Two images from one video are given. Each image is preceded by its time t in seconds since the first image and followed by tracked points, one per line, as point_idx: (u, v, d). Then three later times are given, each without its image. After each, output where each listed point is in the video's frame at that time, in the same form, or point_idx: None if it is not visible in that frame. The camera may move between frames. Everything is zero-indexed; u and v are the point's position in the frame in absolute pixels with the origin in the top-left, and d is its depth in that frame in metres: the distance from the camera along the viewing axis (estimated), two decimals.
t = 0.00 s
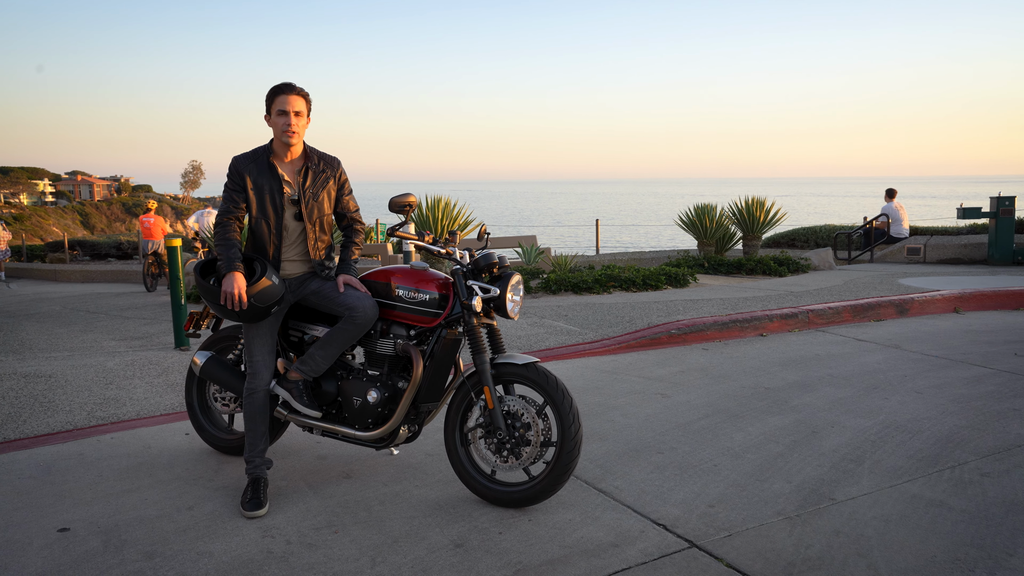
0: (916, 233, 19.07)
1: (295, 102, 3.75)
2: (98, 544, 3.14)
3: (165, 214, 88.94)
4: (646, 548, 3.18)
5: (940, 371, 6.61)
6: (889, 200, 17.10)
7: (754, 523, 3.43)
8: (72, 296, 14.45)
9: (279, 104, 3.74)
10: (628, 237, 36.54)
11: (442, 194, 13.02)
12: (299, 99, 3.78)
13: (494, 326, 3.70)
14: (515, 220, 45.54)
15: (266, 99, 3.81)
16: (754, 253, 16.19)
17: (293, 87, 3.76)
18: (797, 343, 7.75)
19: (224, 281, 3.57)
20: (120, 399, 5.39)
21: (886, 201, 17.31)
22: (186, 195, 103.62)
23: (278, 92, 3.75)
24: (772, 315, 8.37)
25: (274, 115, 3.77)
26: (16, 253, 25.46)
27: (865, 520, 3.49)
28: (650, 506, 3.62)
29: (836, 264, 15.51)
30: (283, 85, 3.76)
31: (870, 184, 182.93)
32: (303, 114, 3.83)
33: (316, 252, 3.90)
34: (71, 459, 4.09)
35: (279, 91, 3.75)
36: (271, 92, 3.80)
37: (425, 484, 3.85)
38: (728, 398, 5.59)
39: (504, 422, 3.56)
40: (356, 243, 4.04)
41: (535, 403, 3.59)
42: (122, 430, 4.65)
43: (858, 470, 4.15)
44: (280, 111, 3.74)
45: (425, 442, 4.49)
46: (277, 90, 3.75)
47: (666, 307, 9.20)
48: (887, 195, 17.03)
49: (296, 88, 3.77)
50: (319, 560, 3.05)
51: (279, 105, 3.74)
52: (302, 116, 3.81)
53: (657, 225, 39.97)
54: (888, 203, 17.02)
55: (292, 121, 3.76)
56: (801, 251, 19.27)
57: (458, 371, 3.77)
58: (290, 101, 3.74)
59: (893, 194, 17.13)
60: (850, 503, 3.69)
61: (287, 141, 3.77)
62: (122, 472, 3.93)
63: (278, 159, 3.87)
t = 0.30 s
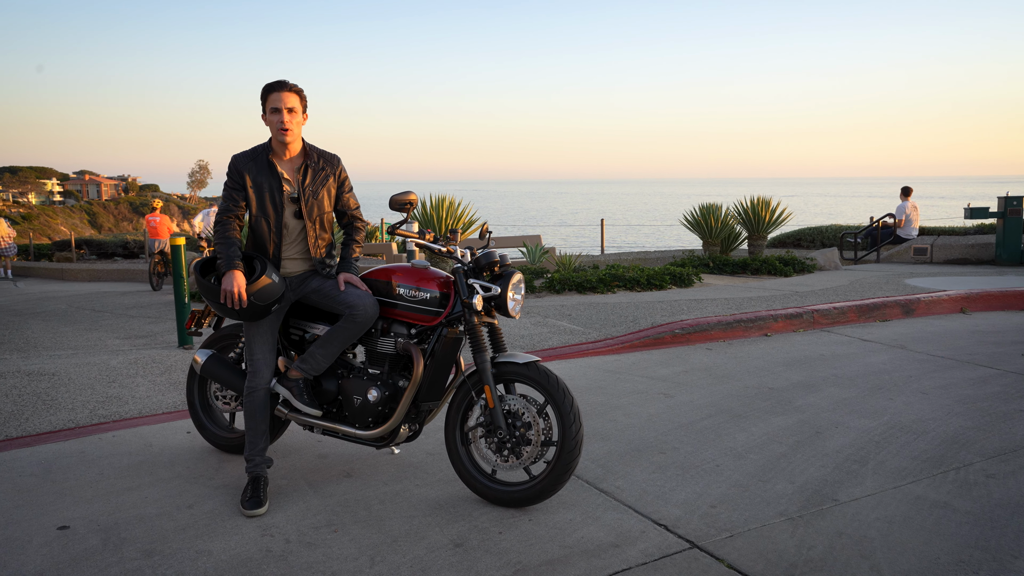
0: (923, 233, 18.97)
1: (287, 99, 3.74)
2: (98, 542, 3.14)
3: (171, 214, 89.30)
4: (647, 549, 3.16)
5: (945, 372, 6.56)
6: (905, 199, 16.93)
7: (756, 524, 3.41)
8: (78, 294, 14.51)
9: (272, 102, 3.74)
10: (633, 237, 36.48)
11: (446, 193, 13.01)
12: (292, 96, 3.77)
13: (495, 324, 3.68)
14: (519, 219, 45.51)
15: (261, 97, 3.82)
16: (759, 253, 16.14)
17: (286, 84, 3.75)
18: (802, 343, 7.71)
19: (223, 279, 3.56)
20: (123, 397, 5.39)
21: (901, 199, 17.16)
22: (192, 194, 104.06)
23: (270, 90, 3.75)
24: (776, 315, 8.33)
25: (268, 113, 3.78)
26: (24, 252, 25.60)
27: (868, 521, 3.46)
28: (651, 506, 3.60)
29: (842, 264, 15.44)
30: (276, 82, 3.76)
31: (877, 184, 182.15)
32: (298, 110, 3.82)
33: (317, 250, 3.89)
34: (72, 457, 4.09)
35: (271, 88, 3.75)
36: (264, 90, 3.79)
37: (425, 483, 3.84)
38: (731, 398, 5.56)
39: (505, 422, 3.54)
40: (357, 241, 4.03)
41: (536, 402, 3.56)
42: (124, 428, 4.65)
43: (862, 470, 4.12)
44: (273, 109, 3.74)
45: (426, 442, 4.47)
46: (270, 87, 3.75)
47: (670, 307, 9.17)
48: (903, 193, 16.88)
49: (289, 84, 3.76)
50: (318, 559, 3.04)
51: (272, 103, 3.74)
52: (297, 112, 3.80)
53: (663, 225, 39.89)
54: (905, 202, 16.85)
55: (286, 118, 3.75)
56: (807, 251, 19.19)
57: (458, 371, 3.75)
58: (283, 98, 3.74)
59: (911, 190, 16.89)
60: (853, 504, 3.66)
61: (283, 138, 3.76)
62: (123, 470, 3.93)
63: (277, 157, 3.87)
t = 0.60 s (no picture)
0: (931, 233, 18.85)
1: (286, 97, 3.73)
2: (99, 540, 3.14)
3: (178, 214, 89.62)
4: (648, 550, 3.14)
5: (952, 373, 6.51)
6: (918, 199, 16.80)
7: (759, 526, 3.38)
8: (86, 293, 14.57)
9: (271, 101, 3.74)
10: (639, 237, 36.39)
11: (452, 193, 13.00)
12: (293, 94, 3.77)
13: (497, 324, 3.67)
14: (525, 219, 45.47)
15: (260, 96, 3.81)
16: (766, 253, 16.07)
17: (286, 82, 3.75)
18: (808, 344, 7.66)
19: (223, 278, 3.57)
20: (127, 396, 5.41)
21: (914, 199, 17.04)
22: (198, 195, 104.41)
23: (270, 89, 3.75)
24: (782, 315, 8.29)
25: (267, 112, 3.77)
26: (33, 251, 25.76)
27: (872, 523, 3.43)
28: (654, 507, 3.58)
29: (849, 265, 15.35)
30: (276, 81, 3.76)
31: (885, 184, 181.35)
32: (298, 109, 3.81)
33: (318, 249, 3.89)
34: (75, 455, 4.10)
35: (271, 87, 3.75)
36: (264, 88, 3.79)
37: (427, 483, 3.83)
38: (736, 399, 5.53)
39: (506, 421, 3.53)
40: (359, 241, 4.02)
41: (538, 402, 3.55)
42: (127, 427, 4.66)
43: (867, 472, 4.09)
44: (273, 108, 3.73)
45: (429, 441, 4.47)
46: (269, 86, 3.75)
47: (675, 306, 9.14)
48: (916, 193, 16.74)
49: (289, 83, 3.76)
50: (318, 558, 3.03)
51: (271, 101, 3.73)
52: (296, 111, 3.80)
53: (669, 225, 39.79)
54: (918, 202, 16.71)
55: (286, 117, 3.75)
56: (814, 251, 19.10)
57: (460, 370, 3.74)
58: (283, 96, 3.73)
59: (921, 190, 16.80)
60: (858, 505, 3.63)
61: (283, 137, 3.76)
62: (126, 469, 3.94)
63: (277, 156, 3.87)
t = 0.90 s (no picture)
0: (941, 233, 18.71)
1: (287, 97, 3.73)
2: (99, 540, 3.15)
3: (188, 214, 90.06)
4: (648, 552, 3.12)
5: (960, 374, 6.46)
6: (928, 199, 16.68)
7: (760, 528, 3.36)
8: (96, 293, 14.65)
9: (273, 100, 3.74)
10: (647, 237, 36.30)
11: (458, 193, 13.01)
12: (295, 93, 3.77)
13: (497, 324, 3.66)
14: (533, 219, 45.42)
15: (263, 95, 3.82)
16: (773, 253, 15.99)
17: (288, 82, 3.75)
18: (814, 344, 7.62)
19: (224, 278, 3.57)
20: (131, 395, 5.43)
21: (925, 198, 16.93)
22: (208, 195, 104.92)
23: (272, 88, 3.75)
24: (788, 316, 8.23)
25: (269, 111, 3.78)
26: (44, 250, 25.95)
27: (875, 526, 3.40)
28: (654, 509, 3.56)
29: (858, 265, 15.26)
30: (278, 80, 3.76)
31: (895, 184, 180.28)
32: (300, 109, 3.81)
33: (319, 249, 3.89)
34: (78, 455, 4.12)
35: (274, 86, 3.75)
36: (266, 88, 3.80)
37: (427, 484, 3.82)
38: (740, 400, 5.49)
39: (506, 422, 3.51)
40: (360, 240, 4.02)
41: (538, 403, 3.54)
42: (130, 426, 4.68)
43: (871, 474, 4.05)
44: (275, 107, 3.73)
45: (430, 442, 4.46)
46: (271, 85, 3.75)
47: (681, 307, 9.10)
48: (928, 193, 16.62)
49: (291, 83, 3.77)
50: (316, 559, 3.03)
51: (273, 101, 3.74)
52: (298, 110, 3.80)
53: (677, 225, 39.67)
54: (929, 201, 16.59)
55: (287, 116, 3.75)
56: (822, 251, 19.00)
57: (460, 371, 3.73)
58: (285, 95, 3.74)
59: (931, 189, 16.67)
60: (861, 508, 3.60)
61: (284, 136, 3.76)
62: (127, 469, 3.95)
63: (278, 156, 3.87)
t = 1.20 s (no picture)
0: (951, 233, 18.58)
1: (292, 98, 3.73)
2: (99, 539, 3.15)
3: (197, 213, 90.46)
4: (648, 554, 3.11)
5: (967, 376, 6.40)
6: (937, 199, 16.57)
7: (762, 530, 3.34)
8: (105, 292, 14.72)
9: (279, 100, 3.74)
10: (654, 237, 36.21)
11: (465, 193, 13.01)
12: (301, 94, 3.78)
13: (498, 325, 3.65)
14: (540, 219, 45.37)
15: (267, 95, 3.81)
16: (781, 253, 15.92)
17: (294, 83, 3.76)
18: (820, 345, 7.57)
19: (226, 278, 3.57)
20: (135, 395, 5.44)
21: (935, 198, 16.81)
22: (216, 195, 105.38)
23: (278, 89, 3.75)
24: (794, 316, 8.19)
25: (274, 111, 3.77)
26: (54, 250, 26.13)
27: (878, 529, 3.37)
28: (655, 510, 3.54)
29: (866, 265, 15.17)
30: (284, 81, 3.76)
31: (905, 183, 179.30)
32: (304, 110, 3.82)
33: (321, 249, 3.89)
34: (81, 454, 4.13)
35: (280, 87, 3.75)
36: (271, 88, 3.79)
37: (427, 485, 3.81)
38: (744, 401, 5.46)
39: (506, 423, 3.50)
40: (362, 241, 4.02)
41: (539, 404, 3.53)
42: (133, 425, 4.69)
43: (875, 477, 4.02)
44: (280, 107, 3.74)
45: (431, 442, 4.45)
46: (277, 86, 3.75)
47: (686, 307, 9.07)
48: (937, 193, 16.50)
49: (297, 84, 3.77)
50: (315, 559, 3.03)
51: (279, 101, 3.74)
52: (303, 112, 3.80)
53: (685, 225, 39.54)
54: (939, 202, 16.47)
55: (292, 117, 3.75)
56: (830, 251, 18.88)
57: (460, 371, 3.72)
58: (291, 96, 3.74)
59: (940, 189, 16.55)
60: (864, 510, 3.57)
61: (288, 136, 3.76)
62: (130, 468, 3.96)
63: (281, 156, 3.87)
